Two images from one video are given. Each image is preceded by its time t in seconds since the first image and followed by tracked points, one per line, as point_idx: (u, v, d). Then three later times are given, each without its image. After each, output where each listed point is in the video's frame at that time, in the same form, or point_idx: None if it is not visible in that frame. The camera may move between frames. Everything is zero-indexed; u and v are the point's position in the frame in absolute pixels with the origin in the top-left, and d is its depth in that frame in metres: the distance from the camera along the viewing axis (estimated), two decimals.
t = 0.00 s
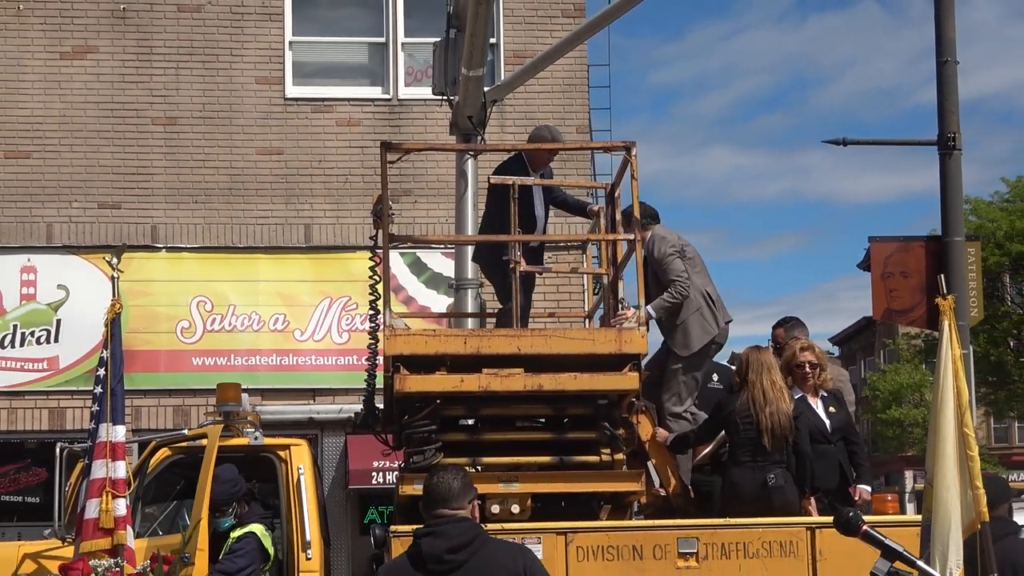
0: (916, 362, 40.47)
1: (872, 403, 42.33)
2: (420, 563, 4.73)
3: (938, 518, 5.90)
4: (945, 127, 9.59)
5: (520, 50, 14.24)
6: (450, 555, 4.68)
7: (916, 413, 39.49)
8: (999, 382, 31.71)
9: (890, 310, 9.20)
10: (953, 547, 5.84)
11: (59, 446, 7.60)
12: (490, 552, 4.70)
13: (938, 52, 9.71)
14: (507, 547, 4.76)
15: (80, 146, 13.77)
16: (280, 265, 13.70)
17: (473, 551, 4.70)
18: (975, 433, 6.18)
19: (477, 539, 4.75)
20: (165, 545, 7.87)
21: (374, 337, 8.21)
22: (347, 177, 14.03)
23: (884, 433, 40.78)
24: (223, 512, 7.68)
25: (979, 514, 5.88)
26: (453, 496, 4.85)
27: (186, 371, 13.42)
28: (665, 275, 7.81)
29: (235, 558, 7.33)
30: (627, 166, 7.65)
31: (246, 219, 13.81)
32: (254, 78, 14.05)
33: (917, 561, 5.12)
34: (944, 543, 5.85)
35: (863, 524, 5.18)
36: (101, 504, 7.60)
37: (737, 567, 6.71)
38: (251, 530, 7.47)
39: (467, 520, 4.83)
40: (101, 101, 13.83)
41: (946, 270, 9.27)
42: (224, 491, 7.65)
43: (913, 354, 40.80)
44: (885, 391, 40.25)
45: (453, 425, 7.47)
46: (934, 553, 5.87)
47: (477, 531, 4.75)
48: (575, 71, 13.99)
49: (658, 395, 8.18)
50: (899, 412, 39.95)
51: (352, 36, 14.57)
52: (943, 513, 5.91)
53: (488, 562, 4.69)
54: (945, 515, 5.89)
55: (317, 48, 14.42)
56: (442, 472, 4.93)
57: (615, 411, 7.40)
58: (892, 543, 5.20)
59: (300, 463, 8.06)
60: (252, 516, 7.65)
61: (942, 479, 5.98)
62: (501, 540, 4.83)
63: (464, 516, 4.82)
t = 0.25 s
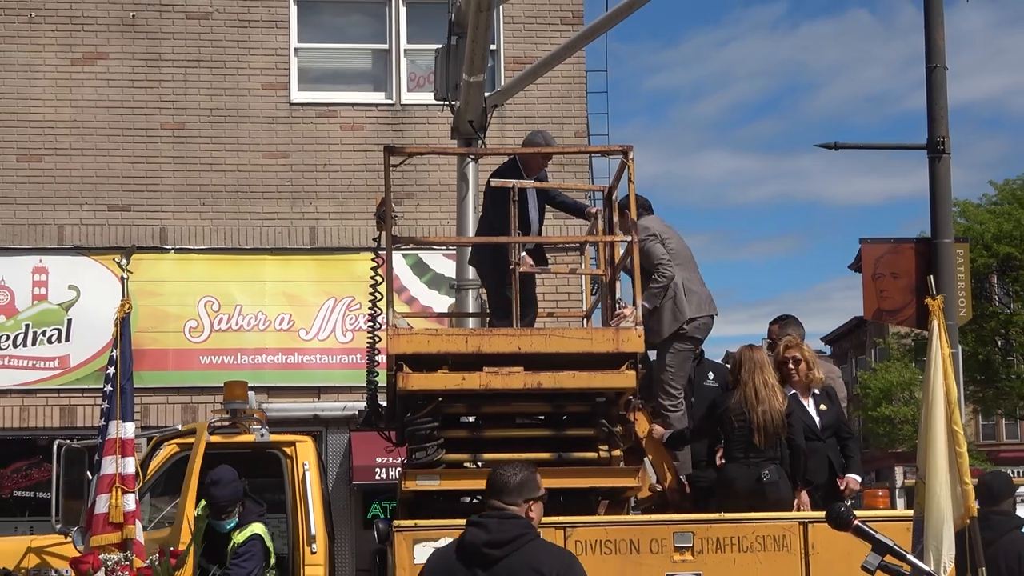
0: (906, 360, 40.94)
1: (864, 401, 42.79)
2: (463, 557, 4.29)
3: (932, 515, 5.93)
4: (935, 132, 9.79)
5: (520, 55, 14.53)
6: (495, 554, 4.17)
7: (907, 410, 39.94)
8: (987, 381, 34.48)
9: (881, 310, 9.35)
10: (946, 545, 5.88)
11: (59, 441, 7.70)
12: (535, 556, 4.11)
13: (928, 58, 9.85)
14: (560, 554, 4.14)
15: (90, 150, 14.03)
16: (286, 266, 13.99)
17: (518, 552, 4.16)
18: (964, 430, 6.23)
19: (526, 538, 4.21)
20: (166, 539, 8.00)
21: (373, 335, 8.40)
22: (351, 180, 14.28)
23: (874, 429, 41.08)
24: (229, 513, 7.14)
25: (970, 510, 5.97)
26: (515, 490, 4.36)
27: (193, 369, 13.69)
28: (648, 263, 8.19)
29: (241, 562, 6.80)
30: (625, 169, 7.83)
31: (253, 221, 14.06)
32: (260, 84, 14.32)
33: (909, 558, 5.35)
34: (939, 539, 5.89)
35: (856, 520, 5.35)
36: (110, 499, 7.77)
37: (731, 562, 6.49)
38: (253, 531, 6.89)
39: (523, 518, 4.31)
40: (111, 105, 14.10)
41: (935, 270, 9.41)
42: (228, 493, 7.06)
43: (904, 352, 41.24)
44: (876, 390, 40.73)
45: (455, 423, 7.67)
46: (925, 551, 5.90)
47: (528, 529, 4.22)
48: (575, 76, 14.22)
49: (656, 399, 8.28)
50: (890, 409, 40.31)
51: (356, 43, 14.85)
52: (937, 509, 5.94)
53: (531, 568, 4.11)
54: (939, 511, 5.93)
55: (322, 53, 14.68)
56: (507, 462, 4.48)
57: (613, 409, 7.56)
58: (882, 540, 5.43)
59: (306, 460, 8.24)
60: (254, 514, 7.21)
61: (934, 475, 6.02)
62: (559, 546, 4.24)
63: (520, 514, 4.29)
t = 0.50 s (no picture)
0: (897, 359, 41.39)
1: (856, 399, 43.25)
2: (495, 545, 4.55)
3: (923, 516, 5.99)
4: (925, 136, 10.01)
5: (519, 61, 14.87)
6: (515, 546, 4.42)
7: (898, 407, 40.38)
8: (975, 379, 35.68)
9: (871, 310, 9.68)
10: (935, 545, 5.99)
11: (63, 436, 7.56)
12: (549, 549, 4.32)
13: (919, 64, 10.04)
14: (577, 550, 4.32)
15: (101, 154, 14.33)
16: (292, 267, 14.27)
17: (537, 544, 4.38)
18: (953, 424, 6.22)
19: (548, 531, 4.43)
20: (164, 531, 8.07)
21: (380, 335, 8.65)
22: (355, 183, 14.58)
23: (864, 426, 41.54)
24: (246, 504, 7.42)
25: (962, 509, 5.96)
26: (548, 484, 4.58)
27: (201, 367, 13.95)
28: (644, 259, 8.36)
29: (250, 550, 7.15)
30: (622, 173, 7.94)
31: (259, 223, 14.35)
32: (266, 89, 14.64)
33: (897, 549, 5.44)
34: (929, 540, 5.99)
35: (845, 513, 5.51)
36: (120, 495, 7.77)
37: (725, 555, 6.68)
38: (268, 523, 7.23)
39: (552, 512, 4.52)
40: (121, 110, 14.41)
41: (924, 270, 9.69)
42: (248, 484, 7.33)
43: (896, 352, 41.65)
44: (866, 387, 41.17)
45: (457, 419, 7.85)
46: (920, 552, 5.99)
47: (551, 524, 4.44)
48: (573, 81, 14.48)
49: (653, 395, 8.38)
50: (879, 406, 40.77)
51: (360, 49, 15.14)
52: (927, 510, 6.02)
53: (546, 559, 4.33)
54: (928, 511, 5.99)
55: (326, 59, 15.00)
56: (550, 458, 4.71)
57: (611, 406, 7.79)
58: (875, 535, 5.50)
59: (311, 456, 8.45)
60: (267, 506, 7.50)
61: (925, 474, 6.06)
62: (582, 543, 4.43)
63: (549, 509, 4.50)
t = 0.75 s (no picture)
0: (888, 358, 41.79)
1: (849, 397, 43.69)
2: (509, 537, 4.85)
3: (913, 508, 6.28)
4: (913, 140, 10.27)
5: (519, 68, 15.21)
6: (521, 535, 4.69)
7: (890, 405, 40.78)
8: (963, 377, 38.42)
9: (861, 309, 9.89)
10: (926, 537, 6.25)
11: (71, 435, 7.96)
12: (542, 544, 4.56)
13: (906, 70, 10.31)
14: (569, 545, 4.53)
15: (111, 159, 14.61)
16: (297, 268, 14.58)
17: (537, 538, 4.63)
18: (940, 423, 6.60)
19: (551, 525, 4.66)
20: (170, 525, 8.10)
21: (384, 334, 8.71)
22: (358, 186, 14.93)
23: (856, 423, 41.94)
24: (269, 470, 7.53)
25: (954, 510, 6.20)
26: (565, 481, 4.83)
27: (209, 366, 14.24)
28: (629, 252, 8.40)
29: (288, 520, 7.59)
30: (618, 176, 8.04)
31: (265, 225, 14.66)
32: (273, 95, 14.96)
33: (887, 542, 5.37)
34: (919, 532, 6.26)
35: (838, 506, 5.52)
36: (130, 490, 7.80)
37: (721, 548, 6.84)
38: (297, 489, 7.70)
39: (562, 507, 4.75)
40: (131, 116, 14.70)
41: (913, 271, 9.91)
42: (271, 446, 7.48)
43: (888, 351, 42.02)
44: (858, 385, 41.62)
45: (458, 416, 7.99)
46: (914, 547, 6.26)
47: (551, 519, 4.67)
48: (572, 87, 14.78)
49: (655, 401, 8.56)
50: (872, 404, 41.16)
51: (363, 56, 15.44)
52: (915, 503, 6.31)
53: (538, 552, 4.57)
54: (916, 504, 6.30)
55: (331, 66, 15.32)
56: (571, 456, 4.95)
57: (608, 403, 7.89)
58: (863, 527, 5.40)
59: (316, 452, 8.67)
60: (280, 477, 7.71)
61: (914, 468, 6.41)
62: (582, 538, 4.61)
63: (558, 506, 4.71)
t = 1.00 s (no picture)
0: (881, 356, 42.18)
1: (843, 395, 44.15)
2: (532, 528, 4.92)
3: (901, 502, 6.59)
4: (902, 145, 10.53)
5: (519, 74, 15.51)
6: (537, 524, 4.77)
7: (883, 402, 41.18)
8: (950, 374, 39.55)
9: (852, 309, 10.20)
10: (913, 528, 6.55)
11: (81, 431, 8.03)
12: (548, 539, 4.63)
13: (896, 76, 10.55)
14: (575, 537, 4.58)
15: (121, 162, 14.93)
16: (302, 269, 14.91)
17: (549, 531, 4.71)
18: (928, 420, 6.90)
19: (562, 521, 4.70)
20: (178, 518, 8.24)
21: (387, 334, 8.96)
22: (362, 189, 15.26)
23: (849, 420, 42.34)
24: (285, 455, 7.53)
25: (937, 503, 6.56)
26: (586, 475, 4.83)
27: (218, 364, 14.59)
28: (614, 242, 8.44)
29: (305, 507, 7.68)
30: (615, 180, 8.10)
31: (272, 227, 14.99)
32: (279, 100, 15.24)
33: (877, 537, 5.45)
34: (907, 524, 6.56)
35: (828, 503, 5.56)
36: (139, 484, 8.00)
37: (714, 541, 7.02)
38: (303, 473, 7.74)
39: (577, 503, 4.78)
40: (141, 120, 15.01)
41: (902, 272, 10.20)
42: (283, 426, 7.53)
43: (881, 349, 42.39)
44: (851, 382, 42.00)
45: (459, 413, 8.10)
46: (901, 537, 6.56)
47: (564, 512, 4.71)
48: (571, 93, 15.07)
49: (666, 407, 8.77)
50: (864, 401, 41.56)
51: (367, 62, 15.72)
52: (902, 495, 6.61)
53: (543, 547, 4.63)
54: (903, 496, 6.60)
55: (335, 71, 15.63)
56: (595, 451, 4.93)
57: (605, 400, 8.05)
58: (854, 521, 5.53)
59: (321, 448, 8.83)
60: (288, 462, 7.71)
61: (903, 464, 6.70)
62: (592, 531, 4.65)
63: (574, 499, 4.75)
